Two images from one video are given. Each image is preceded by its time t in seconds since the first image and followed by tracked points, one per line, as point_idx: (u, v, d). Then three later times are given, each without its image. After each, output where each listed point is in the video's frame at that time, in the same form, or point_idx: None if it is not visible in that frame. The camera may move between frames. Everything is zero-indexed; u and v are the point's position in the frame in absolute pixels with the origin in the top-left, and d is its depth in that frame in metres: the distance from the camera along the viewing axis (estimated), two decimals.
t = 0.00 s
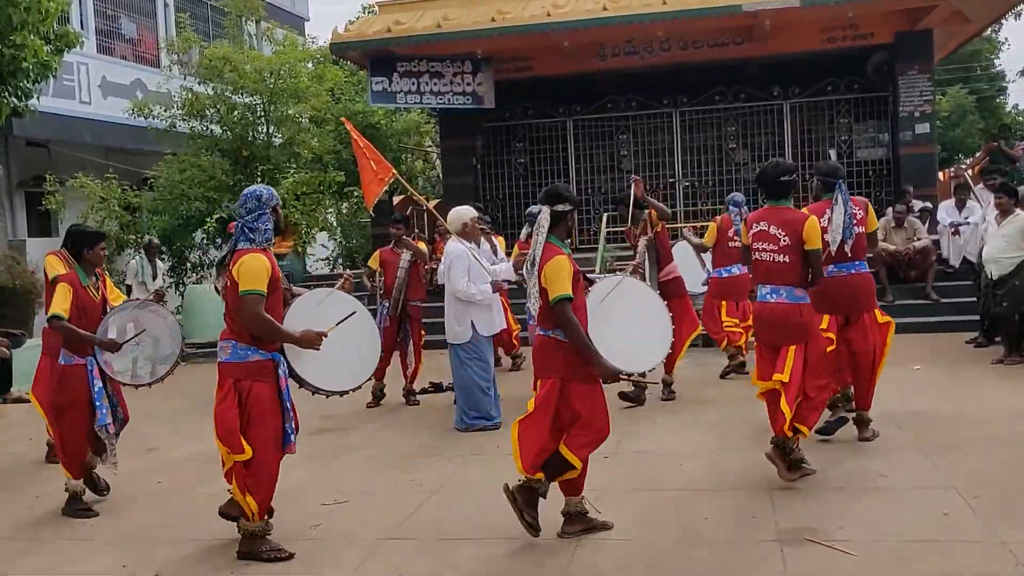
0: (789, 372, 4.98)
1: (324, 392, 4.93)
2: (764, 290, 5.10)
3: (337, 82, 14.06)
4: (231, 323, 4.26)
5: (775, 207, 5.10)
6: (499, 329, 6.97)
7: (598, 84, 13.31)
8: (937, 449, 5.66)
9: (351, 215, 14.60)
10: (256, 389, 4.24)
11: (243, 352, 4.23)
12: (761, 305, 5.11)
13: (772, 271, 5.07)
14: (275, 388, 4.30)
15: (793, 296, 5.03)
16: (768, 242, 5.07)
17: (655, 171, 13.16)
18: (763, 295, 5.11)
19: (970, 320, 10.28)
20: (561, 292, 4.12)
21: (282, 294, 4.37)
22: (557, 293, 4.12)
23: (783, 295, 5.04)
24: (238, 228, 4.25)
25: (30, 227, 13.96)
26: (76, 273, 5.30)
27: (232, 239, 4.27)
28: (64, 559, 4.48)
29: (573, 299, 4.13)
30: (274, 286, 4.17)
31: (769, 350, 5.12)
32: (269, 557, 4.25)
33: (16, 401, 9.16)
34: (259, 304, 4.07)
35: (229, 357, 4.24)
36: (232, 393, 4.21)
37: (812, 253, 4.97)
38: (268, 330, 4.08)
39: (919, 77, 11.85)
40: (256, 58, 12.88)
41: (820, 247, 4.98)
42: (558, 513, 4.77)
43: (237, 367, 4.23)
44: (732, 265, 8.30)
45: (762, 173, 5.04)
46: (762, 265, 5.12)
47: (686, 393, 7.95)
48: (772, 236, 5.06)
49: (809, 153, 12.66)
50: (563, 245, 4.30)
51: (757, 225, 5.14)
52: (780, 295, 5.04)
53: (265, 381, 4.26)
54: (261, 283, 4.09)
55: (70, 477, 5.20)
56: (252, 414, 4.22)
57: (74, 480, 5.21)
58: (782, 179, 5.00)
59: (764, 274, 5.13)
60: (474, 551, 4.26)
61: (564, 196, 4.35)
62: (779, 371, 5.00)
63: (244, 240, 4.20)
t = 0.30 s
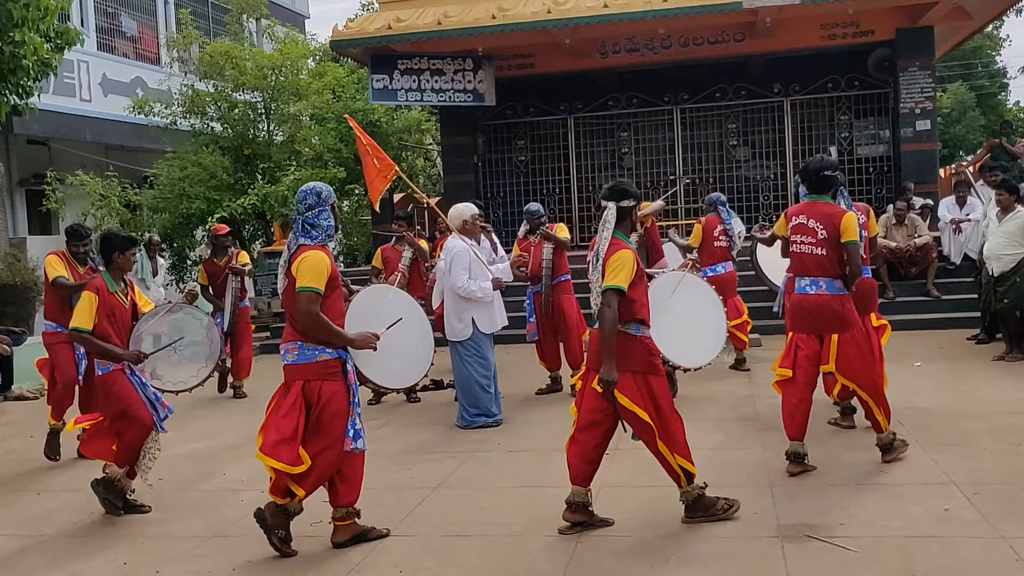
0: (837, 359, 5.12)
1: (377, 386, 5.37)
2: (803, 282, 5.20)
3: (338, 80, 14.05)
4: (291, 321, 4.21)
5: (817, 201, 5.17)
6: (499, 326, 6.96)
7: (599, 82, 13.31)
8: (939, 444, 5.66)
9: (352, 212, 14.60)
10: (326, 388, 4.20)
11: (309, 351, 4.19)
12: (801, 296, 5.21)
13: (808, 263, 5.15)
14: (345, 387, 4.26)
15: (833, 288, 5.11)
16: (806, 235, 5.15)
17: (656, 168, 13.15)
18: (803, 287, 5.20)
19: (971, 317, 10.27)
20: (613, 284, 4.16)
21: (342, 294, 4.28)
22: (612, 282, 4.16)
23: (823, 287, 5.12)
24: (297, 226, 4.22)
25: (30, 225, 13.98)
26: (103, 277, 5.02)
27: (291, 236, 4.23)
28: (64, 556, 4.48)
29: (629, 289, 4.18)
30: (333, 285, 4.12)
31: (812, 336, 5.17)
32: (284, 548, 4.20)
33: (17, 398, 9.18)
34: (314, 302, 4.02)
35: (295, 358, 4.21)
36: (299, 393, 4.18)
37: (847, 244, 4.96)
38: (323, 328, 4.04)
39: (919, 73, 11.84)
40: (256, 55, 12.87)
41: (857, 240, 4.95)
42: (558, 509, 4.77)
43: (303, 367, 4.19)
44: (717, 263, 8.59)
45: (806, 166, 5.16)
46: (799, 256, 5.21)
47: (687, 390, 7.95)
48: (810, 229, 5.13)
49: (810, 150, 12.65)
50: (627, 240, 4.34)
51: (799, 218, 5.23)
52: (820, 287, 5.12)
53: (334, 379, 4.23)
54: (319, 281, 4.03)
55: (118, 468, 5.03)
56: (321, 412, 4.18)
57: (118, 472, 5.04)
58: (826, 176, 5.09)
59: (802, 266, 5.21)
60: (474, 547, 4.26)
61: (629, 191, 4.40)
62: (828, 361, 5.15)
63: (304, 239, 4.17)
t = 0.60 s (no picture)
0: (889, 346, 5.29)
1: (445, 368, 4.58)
2: (850, 271, 5.37)
3: (338, 78, 14.07)
4: (353, 314, 4.17)
5: (864, 191, 5.36)
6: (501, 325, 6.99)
7: (600, 79, 13.31)
8: (940, 441, 5.67)
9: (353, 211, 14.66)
10: (393, 376, 4.16)
11: (370, 343, 4.17)
12: (846, 286, 5.39)
13: (856, 252, 5.34)
14: (413, 371, 4.23)
15: (880, 276, 5.31)
16: (856, 224, 5.32)
17: (657, 166, 13.16)
18: (847, 276, 5.39)
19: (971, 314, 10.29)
20: (698, 274, 4.25)
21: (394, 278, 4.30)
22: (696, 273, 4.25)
23: (871, 275, 5.31)
24: (344, 217, 4.21)
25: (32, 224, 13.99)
26: (143, 266, 4.68)
27: (339, 226, 4.23)
28: (67, 554, 4.49)
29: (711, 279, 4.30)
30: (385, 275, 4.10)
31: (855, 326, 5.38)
32: (454, 542, 4.20)
33: (20, 397, 9.19)
34: (375, 292, 3.99)
35: (357, 351, 4.18)
36: (370, 385, 4.15)
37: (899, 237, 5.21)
38: (388, 316, 4.02)
39: (920, 71, 11.85)
40: (257, 53, 12.87)
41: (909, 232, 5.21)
42: (560, 507, 4.78)
43: (368, 360, 4.17)
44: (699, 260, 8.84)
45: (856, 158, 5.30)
46: (846, 244, 5.37)
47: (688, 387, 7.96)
48: (860, 218, 5.31)
49: (811, 148, 12.66)
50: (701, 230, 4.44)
51: (844, 208, 5.38)
52: (868, 275, 5.32)
53: (400, 366, 4.19)
54: (374, 270, 4.01)
55: (156, 494, 4.65)
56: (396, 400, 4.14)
57: (161, 496, 4.67)
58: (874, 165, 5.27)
59: (848, 255, 5.39)
60: (476, 545, 4.28)
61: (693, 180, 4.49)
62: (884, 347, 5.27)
63: (351, 228, 4.16)
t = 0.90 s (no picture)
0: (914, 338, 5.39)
1: (506, 358, 4.77)
2: (876, 267, 5.49)
3: (340, 77, 14.09)
4: (421, 308, 4.21)
5: (888, 190, 5.49)
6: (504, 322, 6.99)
7: (602, 78, 13.30)
8: (941, 439, 5.67)
9: (355, 209, 14.68)
10: (458, 371, 4.20)
11: (436, 337, 4.20)
12: (871, 282, 5.52)
13: (883, 250, 5.46)
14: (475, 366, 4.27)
15: (904, 271, 5.42)
16: (885, 223, 5.45)
17: (658, 164, 13.17)
18: (874, 272, 5.50)
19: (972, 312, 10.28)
20: (759, 267, 4.27)
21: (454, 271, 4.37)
22: (755, 267, 4.27)
23: (896, 271, 5.42)
24: (403, 213, 4.26)
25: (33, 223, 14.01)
26: (177, 266, 4.56)
27: (398, 221, 4.28)
28: (70, 552, 4.50)
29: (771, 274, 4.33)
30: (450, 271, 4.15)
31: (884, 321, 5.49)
32: (484, 540, 4.22)
33: (21, 395, 9.21)
34: (446, 289, 4.05)
35: (422, 345, 4.21)
36: (435, 379, 4.18)
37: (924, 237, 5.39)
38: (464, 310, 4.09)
39: (922, 69, 11.84)
40: (257, 52, 12.86)
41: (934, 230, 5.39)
42: (563, 506, 4.77)
43: (434, 353, 4.19)
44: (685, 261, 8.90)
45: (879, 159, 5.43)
46: (873, 242, 5.50)
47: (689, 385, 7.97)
48: (888, 217, 5.44)
49: (812, 146, 12.65)
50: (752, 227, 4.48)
51: (873, 207, 5.51)
52: (893, 271, 5.43)
53: (464, 360, 4.23)
54: (442, 266, 4.07)
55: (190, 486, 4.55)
56: (457, 395, 4.19)
57: (194, 489, 4.56)
58: (897, 165, 5.43)
59: (877, 252, 5.49)
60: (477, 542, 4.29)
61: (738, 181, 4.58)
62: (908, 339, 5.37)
63: (411, 224, 4.22)
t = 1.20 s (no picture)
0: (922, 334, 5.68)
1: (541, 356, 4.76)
2: (889, 263, 5.74)
3: (341, 76, 14.11)
4: (465, 301, 4.23)
5: (897, 190, 5.67)
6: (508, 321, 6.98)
7: (603, 76, 13.30)
8: (941, 438, 5.67)
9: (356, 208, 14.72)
10: (491, 368, 4.25)
11: (480, 332, 4.24)
12: (885, 277, 5.77)
13: (894, 246, 5.69)
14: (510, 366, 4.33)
15: (916, 269, 5.68)
16: (896, 221, 5.64)
17: (659, 163, 13.16)
18: (887, 268, 5.75)
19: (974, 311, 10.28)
20: (779, 265, 4.45)
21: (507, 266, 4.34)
22: (776, 265, 4.45)
23: (908, 268, 5.68)
24: (454, 206, 4.26)
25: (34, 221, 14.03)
26: (230, 258, 4.33)
27: (447, 215, 4.28)
28: (72, 551, 4.50)
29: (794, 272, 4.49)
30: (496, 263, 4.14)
31: (896, 315, 5.76)
32: (485, 540, 4.23)
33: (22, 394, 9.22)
34: (493, 281, 4.03)
35: (464, 338, 4.26)
36: (471, 373, 4.23)
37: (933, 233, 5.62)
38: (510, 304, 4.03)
39: (923, 67, 11.81)
40: (258, 51, 12.85)
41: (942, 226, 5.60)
42: (565, 505, 4.77)
43: (473, 348, 4.24)
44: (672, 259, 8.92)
45: (887, 163, 5.54)
46: (886, 240, 5.72)
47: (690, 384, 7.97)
48: (898, 215, 5.63)
49: (814, 145, 12.65)
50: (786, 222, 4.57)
51: (883, 206, 5.69)
52: (905, 269, 5.68)
53: (501, 359, 4.29)
54: (489, 258, 4.05)
55: (224, 510, 4.28)
56: (487, 393, 4.24)
57: (228, 514, 4.29)
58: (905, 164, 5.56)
59: (889, 249, 5.72)
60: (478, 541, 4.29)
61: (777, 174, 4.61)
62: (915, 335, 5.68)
63: (463, 215, 4.22)
